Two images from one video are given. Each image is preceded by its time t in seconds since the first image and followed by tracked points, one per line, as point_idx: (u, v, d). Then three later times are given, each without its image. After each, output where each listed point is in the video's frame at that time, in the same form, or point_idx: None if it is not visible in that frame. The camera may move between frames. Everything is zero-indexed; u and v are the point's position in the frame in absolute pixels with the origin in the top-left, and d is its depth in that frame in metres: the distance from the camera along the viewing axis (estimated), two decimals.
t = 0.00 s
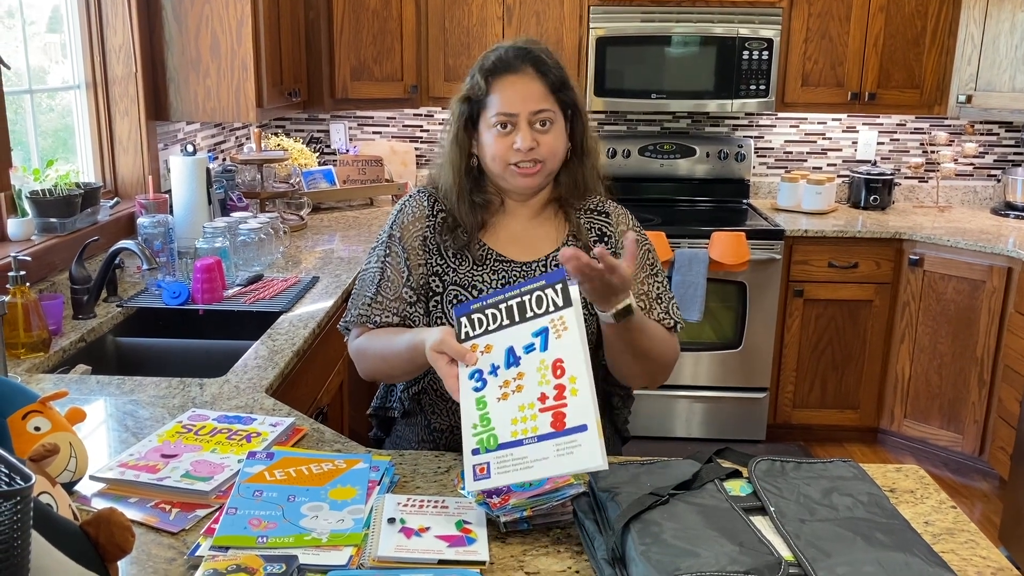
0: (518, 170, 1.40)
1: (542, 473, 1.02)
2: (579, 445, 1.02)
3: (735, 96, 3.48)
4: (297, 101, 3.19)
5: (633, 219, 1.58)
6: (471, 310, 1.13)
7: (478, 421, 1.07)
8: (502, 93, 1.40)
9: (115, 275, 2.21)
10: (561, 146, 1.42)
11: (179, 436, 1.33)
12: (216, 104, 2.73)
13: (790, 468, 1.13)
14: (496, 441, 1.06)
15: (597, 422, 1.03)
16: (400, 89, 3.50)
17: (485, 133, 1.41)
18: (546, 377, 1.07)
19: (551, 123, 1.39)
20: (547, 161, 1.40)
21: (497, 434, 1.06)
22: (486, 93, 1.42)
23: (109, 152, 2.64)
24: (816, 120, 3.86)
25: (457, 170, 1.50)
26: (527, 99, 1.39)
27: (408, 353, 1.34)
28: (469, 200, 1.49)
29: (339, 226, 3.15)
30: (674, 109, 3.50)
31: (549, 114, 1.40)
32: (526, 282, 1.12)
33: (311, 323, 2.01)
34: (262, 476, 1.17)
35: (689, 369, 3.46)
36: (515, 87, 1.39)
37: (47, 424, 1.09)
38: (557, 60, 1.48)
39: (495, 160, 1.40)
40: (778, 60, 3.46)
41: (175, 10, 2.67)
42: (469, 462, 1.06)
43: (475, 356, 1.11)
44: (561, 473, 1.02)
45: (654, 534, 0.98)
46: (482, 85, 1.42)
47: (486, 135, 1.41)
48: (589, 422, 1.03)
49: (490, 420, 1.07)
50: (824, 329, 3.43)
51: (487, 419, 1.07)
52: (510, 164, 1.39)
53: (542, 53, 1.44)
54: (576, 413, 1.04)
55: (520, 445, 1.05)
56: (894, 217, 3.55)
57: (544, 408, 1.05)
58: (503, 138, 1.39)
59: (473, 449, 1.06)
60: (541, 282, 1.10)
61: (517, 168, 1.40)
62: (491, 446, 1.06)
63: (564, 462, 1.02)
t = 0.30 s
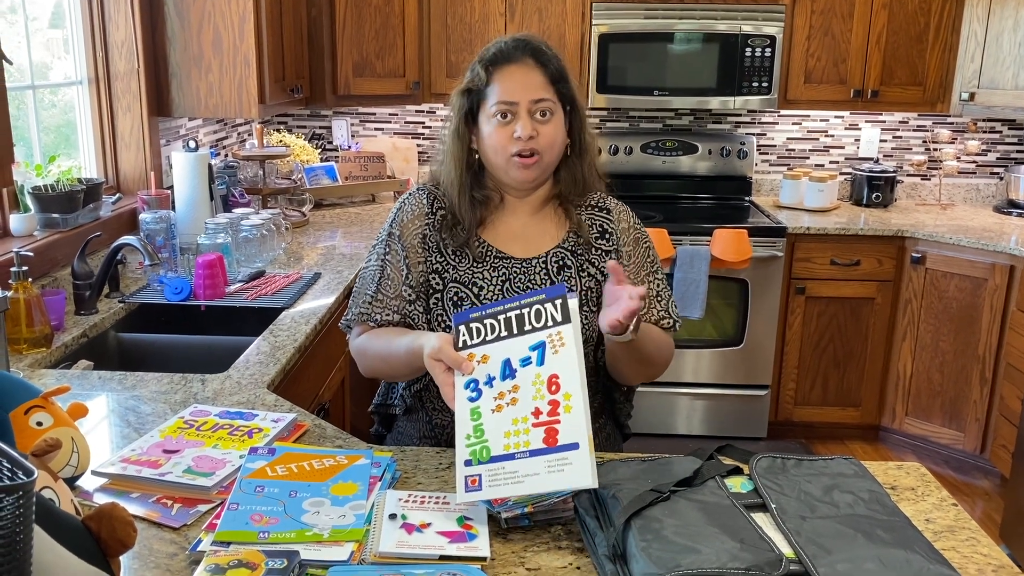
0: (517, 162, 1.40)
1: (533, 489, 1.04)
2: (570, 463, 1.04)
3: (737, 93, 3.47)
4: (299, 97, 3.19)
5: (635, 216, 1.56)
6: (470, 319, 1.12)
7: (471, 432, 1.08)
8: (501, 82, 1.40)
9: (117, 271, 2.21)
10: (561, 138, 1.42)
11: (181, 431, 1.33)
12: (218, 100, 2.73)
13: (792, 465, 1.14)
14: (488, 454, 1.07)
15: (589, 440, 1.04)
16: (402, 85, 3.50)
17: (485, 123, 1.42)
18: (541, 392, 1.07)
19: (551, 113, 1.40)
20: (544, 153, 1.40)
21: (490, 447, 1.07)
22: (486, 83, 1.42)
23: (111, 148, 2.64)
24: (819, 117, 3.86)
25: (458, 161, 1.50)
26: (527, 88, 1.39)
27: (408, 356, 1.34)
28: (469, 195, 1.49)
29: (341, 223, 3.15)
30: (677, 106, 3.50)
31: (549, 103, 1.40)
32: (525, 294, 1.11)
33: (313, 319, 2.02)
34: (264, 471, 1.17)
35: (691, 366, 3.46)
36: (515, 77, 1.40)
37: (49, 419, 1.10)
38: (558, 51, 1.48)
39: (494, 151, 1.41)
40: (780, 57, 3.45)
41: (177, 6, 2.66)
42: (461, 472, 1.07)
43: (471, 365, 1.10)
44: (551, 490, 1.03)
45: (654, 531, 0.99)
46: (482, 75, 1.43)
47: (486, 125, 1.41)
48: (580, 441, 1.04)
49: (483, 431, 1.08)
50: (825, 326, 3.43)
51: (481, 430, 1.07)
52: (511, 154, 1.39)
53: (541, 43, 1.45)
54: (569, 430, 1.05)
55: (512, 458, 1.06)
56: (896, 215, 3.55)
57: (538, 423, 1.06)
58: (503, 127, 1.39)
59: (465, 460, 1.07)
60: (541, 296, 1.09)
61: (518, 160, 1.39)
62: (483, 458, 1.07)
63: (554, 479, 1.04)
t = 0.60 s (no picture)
0: (516, 155, 1.39)
1: (543, 479, 1.01)
2: (580, 450, 1.01)
3: (739, 91, 3.46)
4: (299, 94, 3.19)
5: (634, 214, 1.56)
6: (475, 314, 1.13)
7: (478, 425, 1.07)
8: (501, 75, 1.40)
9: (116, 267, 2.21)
10: (560, 132, 1.41)
11: (178, 428, 1.32)
12: (217, 95, 2.72)
13: (790, 465, 1.13)
14: (497, 446, 1.05)
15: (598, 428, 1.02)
16: (403, 81, 3.49)
17: (483, 117, 1.41)
18: (548, 383, 1.06)
19: (549, 107, 1.39)
20: (543, 147, 1.39)
21: (498, 439, 1.06)
22: (485, 77, 1.42)
23: (110, 144, 2.64)
24: (820, 115, 3.85)
25: (457, 156, 1.49)
26: (525, 82, 1.39)
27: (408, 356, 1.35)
28: (469, 191, 1.48)
29: (341, 219, 3.14)
30: (678, 103, 3.49)
31: (547, 97, 1.40)
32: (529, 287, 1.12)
33: (312, 316, 2.01)
34: (260, 469, 1.16)
35: (691, 364, 3.45)
36: (513, 71, 1.39)
37: (45, 416, 1.09)
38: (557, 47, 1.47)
39: (493, 146, 1.40)
40: (782, 54, 3.44)
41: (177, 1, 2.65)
42: (469, 465, 1.06)
43: (477, 359, 1.11)
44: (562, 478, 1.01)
45: (651, 531, 0.98)
46: (481, 69, 1.42)
47: (484, 120, 1.41)
48: (590, 429, 1.02)
49: (490, 424, 1.07)
50: (826, 325, 3.42)
51: (488, 424, 1.07)
52: (508, 148, 1.39)
53: (540, 38, 1.45)
54: (578, 419, 1.03)
55: (521, 450, 1.04)
56: (898, 213, 3.54)
57: (545, 413, 1.04)
58: (501, 121, 1.39)
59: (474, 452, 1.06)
60: (545, 288, 1.10)
61: (515, 154, 1.39)
62: (491, 451, 1.05)
63: (564, 468, 1.01)
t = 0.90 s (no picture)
0: (517, 150, 1.39)
1: (583, 425, 1.04)
2: (617, 405, 1.08)
3: (741, 88, 3.45)
4: (300, 90, 3.18)
5: (635, 213, 1.55)
6: (490, 305, 1.19)
7: (506, 385, 1.10)
8: (505, 70, 1.39)
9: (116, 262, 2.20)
10: (561, 130, 1.41)
11: (178, 424, 1.32)
12: (218, 91, 2.72)
13: (791, 464, 1.13)
14: (528, 401, 1.08)
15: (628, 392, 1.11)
16: (404, 78, 3.49)
17: (486, 111, 1.41)
18: (573, 357, 1.15)
19: (553, 104, 1.39)
20: (545, 144, 1.39)
21: (528, 396, 1.08)
22: (489, 71, 1.41)
23: (111, 140, 2.64)
24: (823, 113, 3.84)
25: (459, 151, 1.49)
26: (530, 77, 1.38)
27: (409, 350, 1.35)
28: (469, 186, 1.48)
29: (342, 215, 3.14)
30: (681, 100, 3.48)
31: (551, 94, 1.39)
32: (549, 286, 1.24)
33: (312, 312, 2.01)
34: (260, 465, 1.16)
35: (692, 362, 3.45)
36: (518, 66, 1.39)
37: (45, 412, 1.09)
38: (562, 44, 1.47)
39: (495, 140, 1.40)
40: (785, 52, 3.44)
41: None
42: (501, 412, 1.05)
43: (495, 340, 1.17)
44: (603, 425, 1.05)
45: (652, 529, 0.98)
46: (487, 63, 1.42)
47: (487, 114, 1.41)
48: (622, 390, 1.10)
49: (518, 386, 1.10)
50: (827, 323, 3.42)
51: (515, 385, 1.10)
52: (510, 143, 1.38)
53: (546, 35, 1.44)
54: (607, 384, 1.12)
55: (555, 406, 1.08)
56: (900, 212, 3.53)
57: (574, 379, 1.12)
58: (504, 115, 1.38)
59: (506, 404, 1.07)
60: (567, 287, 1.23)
61: (515, 149, 1.39)
62: (523, 405, 1.07)
63: (602, 418, 1.06)
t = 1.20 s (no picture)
0: (517, 150, 1.39)
1: (598, 416, 1.01)
2: (633, 398, 1.05)
3: (743, 87, 3.46)
4: (303, 87, 3.18)
5: (637, 211, 1.55)
6: (506, 299, 1.21)
7: (522, 384, 1.08)
8: (506, 69, 1.39)
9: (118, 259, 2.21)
10: (562, 129, 1.41)
11: (180, 420, 1.33)
12: (221, 88, 2.72)
13: (791, 462, 1.13)
14: (543, 399, 1.05)
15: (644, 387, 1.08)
16: (406, 75, 3.49)
17: (487, 111, 1.41)
18: (589, 351, 1.13)
19: (553, 104, 1.39)
20: (545, 143, 1.39)
21: (544, 392, 1.06)
22: (490, 70, 1.42)
23: (114, 136, 2.64)
24: (825, 112, 3.84)
25: (459, 150, 1.50)
26: (531, 76, 1.39)
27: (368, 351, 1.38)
28: (468, 186, 1.48)
29: (344, 213, 3.15)
30: (683, 99, 3.48)
31: (552, 93, 1.40)
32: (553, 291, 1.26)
33: (314, 309, 2.01)
34: (262, 461, 1.17)
35: (692, 361, 3.45)
36: (519, 66, 1.39)
37: (48, 407, 1.09)
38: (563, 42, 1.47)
39: (495, 139, 1.40)
40: (787, 51, 3.44)
41: None
42: (518, 418, 1.03)
43: (511, 333, 1.16)
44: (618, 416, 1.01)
45: (652, 526, 0.98)
46: (487, 62, 1.42)
47: (488, 113, 1.41)
48: (638, 386, 1.07)
49: (534, 383, 1.08)
50: (828, 323, 3.42)
51: (531, 382, 1.08)
52: (511, 142, 1.39)
53: (547, 34, 1.44)
54: (623, 377, 1.09)
55: (570, 398, 1.05)
56: (902, 212, 3.53)
57: (590, 369, 1.09)
58: (504, 115, 1.39)
59: (522, 407, 1.04)
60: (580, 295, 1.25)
61: (516, 148, 1.39)
62: (538, 403, 1.04)
63: (617, 409, 1.02)
